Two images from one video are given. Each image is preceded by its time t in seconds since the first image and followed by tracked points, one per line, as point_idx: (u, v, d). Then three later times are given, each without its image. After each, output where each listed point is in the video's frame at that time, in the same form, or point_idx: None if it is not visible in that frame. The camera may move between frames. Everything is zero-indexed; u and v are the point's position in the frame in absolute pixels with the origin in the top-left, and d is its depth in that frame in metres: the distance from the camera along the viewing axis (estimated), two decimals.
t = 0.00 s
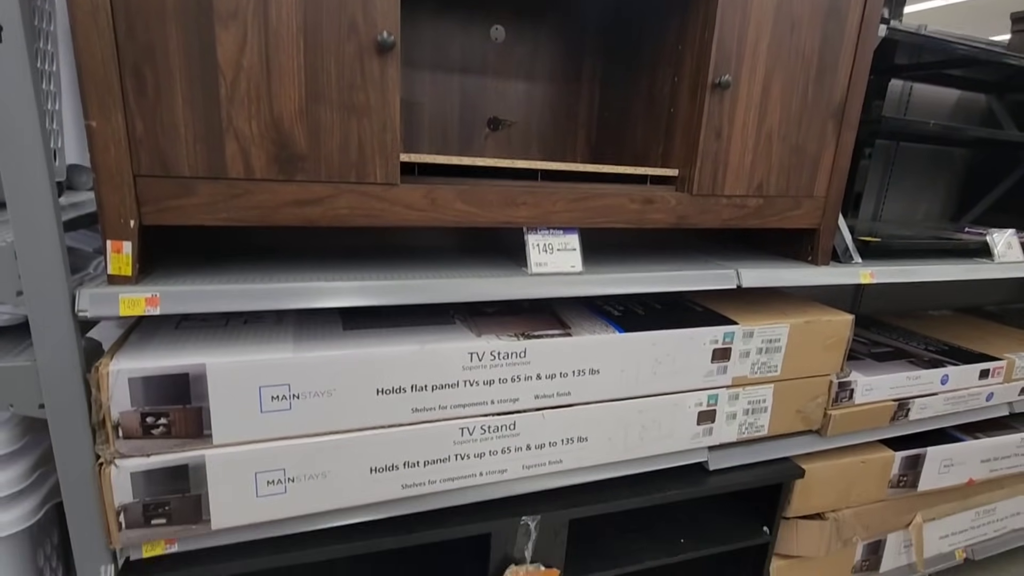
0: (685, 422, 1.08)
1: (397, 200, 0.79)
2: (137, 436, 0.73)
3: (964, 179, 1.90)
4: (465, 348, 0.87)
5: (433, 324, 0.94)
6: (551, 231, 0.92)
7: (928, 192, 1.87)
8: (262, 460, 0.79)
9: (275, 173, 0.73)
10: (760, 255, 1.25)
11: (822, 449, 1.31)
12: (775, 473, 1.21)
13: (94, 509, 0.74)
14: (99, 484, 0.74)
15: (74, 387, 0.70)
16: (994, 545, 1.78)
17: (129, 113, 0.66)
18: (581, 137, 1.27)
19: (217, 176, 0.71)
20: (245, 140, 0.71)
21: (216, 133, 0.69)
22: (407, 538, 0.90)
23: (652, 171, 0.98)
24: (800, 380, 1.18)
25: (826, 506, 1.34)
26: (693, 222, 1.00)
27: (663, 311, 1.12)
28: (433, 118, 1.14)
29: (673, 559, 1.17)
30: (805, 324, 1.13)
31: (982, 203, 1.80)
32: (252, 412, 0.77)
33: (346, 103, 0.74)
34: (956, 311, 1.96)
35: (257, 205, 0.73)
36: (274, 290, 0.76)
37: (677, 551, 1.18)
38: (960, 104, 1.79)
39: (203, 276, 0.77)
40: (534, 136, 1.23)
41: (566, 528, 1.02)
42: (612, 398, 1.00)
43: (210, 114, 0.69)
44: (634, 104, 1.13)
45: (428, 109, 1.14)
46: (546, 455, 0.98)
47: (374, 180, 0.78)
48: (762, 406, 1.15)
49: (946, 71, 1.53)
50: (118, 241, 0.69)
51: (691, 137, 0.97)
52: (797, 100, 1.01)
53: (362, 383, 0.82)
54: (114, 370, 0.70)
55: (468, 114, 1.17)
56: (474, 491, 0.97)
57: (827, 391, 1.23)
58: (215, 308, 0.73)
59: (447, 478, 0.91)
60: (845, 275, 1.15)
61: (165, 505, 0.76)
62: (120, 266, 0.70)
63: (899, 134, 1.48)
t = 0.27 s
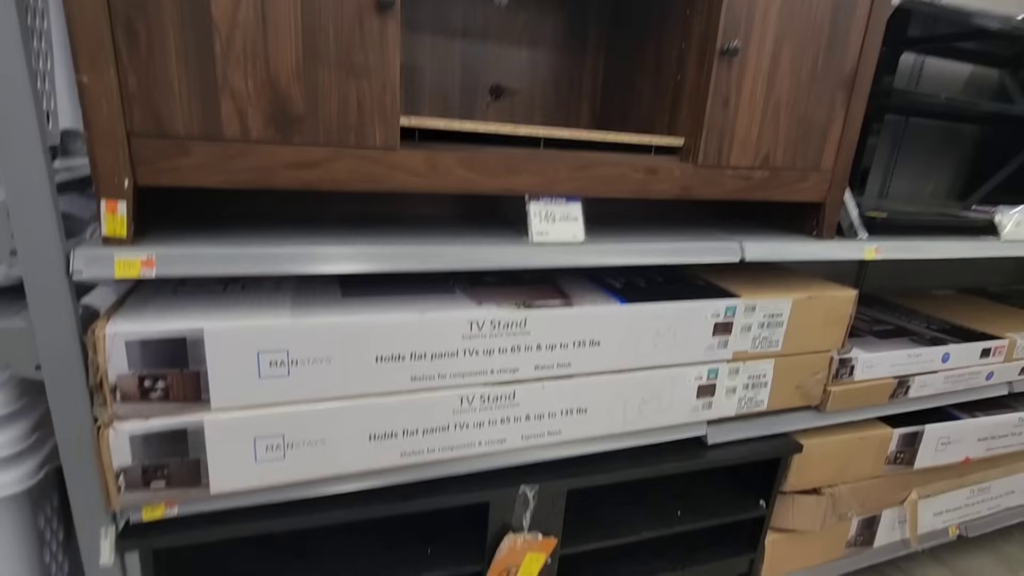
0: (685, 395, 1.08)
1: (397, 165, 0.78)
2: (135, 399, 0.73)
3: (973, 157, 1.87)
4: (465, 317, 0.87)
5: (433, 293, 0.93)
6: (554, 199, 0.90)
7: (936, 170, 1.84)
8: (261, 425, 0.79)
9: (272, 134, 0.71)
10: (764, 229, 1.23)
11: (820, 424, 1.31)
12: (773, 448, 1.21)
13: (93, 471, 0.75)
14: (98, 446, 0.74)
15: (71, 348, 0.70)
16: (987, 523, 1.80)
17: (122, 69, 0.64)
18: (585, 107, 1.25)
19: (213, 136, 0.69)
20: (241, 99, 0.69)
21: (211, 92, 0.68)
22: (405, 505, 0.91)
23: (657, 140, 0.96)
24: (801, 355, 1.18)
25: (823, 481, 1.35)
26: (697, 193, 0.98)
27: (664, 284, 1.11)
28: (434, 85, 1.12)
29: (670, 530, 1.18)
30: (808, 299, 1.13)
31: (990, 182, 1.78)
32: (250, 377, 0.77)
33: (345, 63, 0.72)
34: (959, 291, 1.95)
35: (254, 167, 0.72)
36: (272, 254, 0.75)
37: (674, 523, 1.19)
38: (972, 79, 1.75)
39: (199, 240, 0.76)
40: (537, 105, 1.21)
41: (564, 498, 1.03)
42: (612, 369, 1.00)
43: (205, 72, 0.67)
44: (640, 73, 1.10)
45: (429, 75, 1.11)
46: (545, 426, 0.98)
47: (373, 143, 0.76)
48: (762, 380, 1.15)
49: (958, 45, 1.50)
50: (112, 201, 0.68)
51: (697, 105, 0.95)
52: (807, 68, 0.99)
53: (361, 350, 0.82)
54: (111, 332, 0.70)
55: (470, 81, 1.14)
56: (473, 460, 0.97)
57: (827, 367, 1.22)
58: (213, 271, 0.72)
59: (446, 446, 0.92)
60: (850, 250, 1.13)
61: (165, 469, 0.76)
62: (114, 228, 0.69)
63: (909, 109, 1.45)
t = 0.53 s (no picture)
0: (688, 358, 1.07)
1: (398, 114, 0.75)
2: (133, 350, 0.72)
3: (990, 124, 1.82)
4: (467, 274, 0.85)
5: (435, 249, 0.92)
6: (559, 154, 0.88)
7: (951, 137, 1.80)
8: (261, 378, 0.78)
9: (269, 78, 0.69)
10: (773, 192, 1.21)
11: (823, 391, 1.31)
12: (775, 413, 1.21)
13: (93, 420, 0.75)
14: (97, 396, 0.73)
15: (65, 296, 0.69)
16: (983, 492, 1.81)
17: (111, 5, 0.61)
18: (593, 64, 1.21)
19: (208, 79, 0.67)
20: (236, 40, 0.66)
21: (204, 31, 0.65)
22: (406, 462, 0.91)
23: (667, 94, 0.92)
24: (806, 320, 1.16)
25: (823, 447, 1.35)
26: (707, 151, 0.96)
27: (670, 246, 1.09)
28: (437, 37, 1.08)
29: (669, 492, 1.18)
30: (816, 263, 1.11)
31: (1006, 150, 1.73)
32: (249, 330, 0.76)
33: (344, 4, 0.69)
34: (968, 262, 1.92)
35: (251, 113, 0.69)
36: (270, 204, 0.73)
37: (673, 485, 1.20)
38: (993, 43, 1.70)
39: (195, 188, 0.74)
40: (544, 61, 1.17)
41: (564, 458, 1.03)
42: (615, 330, 0.99)
43: (198, 10, 0.64)
44: (650, 26, 1.06)
45: (432, 26, 1.07)
46: (547, 386, 0.97)
47: (374, 90, 0.73)
48: (766, 345, 1.14)
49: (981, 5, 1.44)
50: (105, 144, 0.65)
51: (710, 58, 0.91)
52: (825, 21, 0.95)
53: (361, 305, 0.81)
54: (107, 281, 0.69)
55: (474, 34, 1.11)
56: (474, 419, 0.97)
57: (832, 332, 1.21)
58: (209, 220, 0.70)
59: (447, 404, 0.91)
60: (861, 213, 1.11)
61: (165, 420, 0.76)
62: (108, 173, 0.67)
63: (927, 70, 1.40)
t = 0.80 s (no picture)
0: (695, 315, 1.06)
1: (403, 49, 0.72)
2: (132, 290, 0.71)
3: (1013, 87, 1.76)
4: (473, 221, 0.83)
5: (440, 196, 0.89)
6: (570, 98, 0.85)
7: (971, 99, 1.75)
8: (263, 322, 0.77)
9: (268, 5, 0.66)
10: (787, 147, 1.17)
11: (828, 353, 1.30)
12: (780, 373, 1.20)
13: (94, 360, 0.74)
14: (97, 336, 0.73)
15: (62, 231, 0.68)
16: (981, 459, 1.82)
17: None
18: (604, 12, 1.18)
19: (204, 5, 0.64)
20: None
21: None
22: (409, 411, 0.91)
23: (682, 38, 0.87)
24: (815, 280, 1.14)
25: (825, 409, 1.35)
26: (722, 99, 0.92)
27: (680, 201, 1.07)
28: None
29: (670, 449, 1.19)
30: (828, 221, 1.08)
31: None
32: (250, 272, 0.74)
33: None
34: (980, 230, 1.89)
35: (249, 43, 0.66)
36: (270, 142, 0.70)
37: (674, 443, 1.20)
38: None
39: (193, 124, 0.72)
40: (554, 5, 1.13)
41: (567, 412, 1.02)
42: (621, 284, 0.98)
43: None
44: None
45: None
46: (552, 339, 0.96)
47: (377, 23, 0.70)
48: (774, 304, 1.12)
49: None
50: (97, 73, 0.63)
51: None
52: None
53: (364, 250, 0.79)
54: (103, 217, 0.67)
55: None
56: (478, 370, 0.96)
57: (841, 293, 1.19)
58: (207, 156, 0.68)
59: (451, 355, 0.90)
60: (877, 170, 1.08)
61: (166, 362, 0.75)
62: (101, 104, 0.64)
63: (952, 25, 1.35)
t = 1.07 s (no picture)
0: (706, 266, 1.03)
1: None
2: (130, 222, 0.69)
3: None
4: (481, 160, 0.80)
5: (447, 136, 0.86)
6: (584, 31, 0.80)
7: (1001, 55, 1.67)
8: (265, 261, 0.75)
9: None
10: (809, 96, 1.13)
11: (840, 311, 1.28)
12: (790, 330, 1.18)
13: (93, 295, 0.73)
14: (95, 270, 0.71)
15: (54, 158, 0.65)
16: (986, 424, 1.81)
17: None
18: None
19: None
20: None
21: None
22: (413, 357, 0.89)
23: None
24: (831, 234, 1.11)
25: (834, 369, 1.33)
26: (744, 37, 0.88)
27: (696, 148, 1.03)
28: None
29: (676, 405, 1.18)
30: (848, 172, 1.04)
31: None
32: (250, 208, 0.72)
33: None
34: (1001, 193, 1.84)
35: None
36: (270, 68, 0.67)
37: (680, 398, 1.19)
38: None
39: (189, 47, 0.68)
40: None
41: (574, 363, 1.01)
42: (632, 232, 0.95)
43: None
44: None
45: None
46: (560, 287, 0.94)
47: None
48: (787, 258, 1.10)
49: None
50: None
51: None
52: None
53: (368, 188, 0.76)
54: (98, 143, 0.64)
55: None
56: (483, 318, 0.94)
57: (857, 249, 1.16)
58: (204, 81, 0.65)
59: (457, 300, 0.89)
60: (903, 119, 1.03)
61: (167, 298, 0.74)
62: (92, 20, 0.61)
63: None
